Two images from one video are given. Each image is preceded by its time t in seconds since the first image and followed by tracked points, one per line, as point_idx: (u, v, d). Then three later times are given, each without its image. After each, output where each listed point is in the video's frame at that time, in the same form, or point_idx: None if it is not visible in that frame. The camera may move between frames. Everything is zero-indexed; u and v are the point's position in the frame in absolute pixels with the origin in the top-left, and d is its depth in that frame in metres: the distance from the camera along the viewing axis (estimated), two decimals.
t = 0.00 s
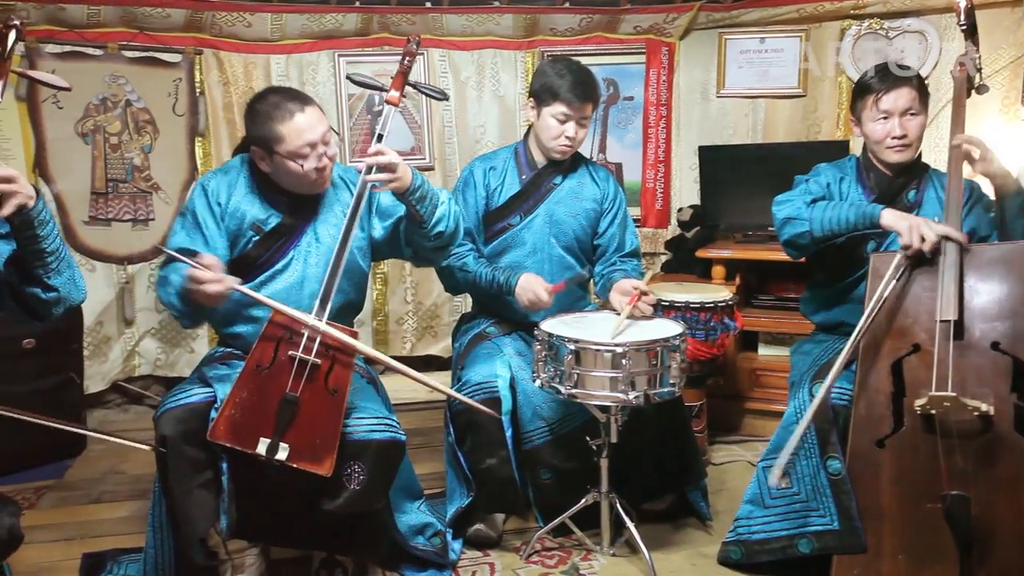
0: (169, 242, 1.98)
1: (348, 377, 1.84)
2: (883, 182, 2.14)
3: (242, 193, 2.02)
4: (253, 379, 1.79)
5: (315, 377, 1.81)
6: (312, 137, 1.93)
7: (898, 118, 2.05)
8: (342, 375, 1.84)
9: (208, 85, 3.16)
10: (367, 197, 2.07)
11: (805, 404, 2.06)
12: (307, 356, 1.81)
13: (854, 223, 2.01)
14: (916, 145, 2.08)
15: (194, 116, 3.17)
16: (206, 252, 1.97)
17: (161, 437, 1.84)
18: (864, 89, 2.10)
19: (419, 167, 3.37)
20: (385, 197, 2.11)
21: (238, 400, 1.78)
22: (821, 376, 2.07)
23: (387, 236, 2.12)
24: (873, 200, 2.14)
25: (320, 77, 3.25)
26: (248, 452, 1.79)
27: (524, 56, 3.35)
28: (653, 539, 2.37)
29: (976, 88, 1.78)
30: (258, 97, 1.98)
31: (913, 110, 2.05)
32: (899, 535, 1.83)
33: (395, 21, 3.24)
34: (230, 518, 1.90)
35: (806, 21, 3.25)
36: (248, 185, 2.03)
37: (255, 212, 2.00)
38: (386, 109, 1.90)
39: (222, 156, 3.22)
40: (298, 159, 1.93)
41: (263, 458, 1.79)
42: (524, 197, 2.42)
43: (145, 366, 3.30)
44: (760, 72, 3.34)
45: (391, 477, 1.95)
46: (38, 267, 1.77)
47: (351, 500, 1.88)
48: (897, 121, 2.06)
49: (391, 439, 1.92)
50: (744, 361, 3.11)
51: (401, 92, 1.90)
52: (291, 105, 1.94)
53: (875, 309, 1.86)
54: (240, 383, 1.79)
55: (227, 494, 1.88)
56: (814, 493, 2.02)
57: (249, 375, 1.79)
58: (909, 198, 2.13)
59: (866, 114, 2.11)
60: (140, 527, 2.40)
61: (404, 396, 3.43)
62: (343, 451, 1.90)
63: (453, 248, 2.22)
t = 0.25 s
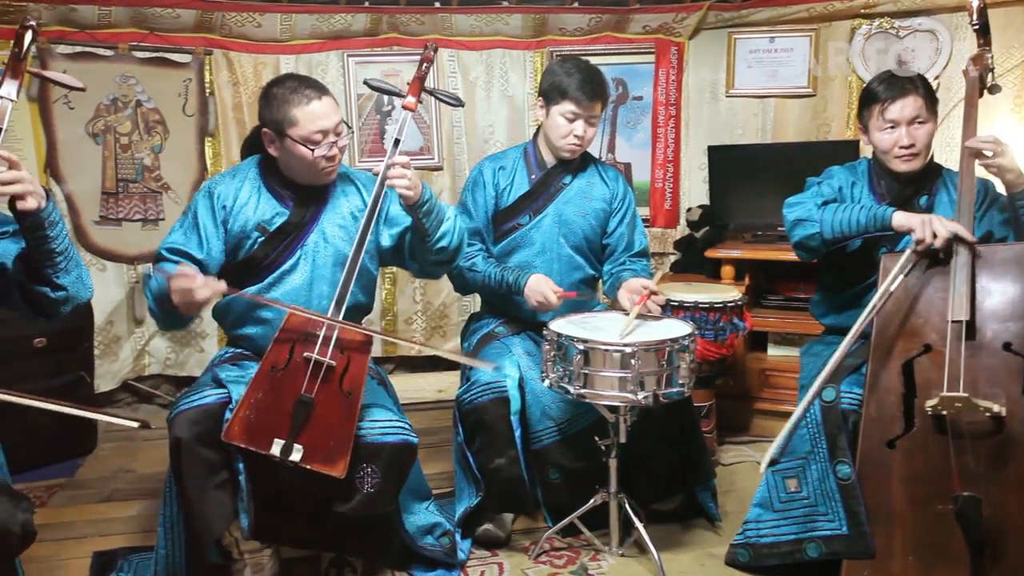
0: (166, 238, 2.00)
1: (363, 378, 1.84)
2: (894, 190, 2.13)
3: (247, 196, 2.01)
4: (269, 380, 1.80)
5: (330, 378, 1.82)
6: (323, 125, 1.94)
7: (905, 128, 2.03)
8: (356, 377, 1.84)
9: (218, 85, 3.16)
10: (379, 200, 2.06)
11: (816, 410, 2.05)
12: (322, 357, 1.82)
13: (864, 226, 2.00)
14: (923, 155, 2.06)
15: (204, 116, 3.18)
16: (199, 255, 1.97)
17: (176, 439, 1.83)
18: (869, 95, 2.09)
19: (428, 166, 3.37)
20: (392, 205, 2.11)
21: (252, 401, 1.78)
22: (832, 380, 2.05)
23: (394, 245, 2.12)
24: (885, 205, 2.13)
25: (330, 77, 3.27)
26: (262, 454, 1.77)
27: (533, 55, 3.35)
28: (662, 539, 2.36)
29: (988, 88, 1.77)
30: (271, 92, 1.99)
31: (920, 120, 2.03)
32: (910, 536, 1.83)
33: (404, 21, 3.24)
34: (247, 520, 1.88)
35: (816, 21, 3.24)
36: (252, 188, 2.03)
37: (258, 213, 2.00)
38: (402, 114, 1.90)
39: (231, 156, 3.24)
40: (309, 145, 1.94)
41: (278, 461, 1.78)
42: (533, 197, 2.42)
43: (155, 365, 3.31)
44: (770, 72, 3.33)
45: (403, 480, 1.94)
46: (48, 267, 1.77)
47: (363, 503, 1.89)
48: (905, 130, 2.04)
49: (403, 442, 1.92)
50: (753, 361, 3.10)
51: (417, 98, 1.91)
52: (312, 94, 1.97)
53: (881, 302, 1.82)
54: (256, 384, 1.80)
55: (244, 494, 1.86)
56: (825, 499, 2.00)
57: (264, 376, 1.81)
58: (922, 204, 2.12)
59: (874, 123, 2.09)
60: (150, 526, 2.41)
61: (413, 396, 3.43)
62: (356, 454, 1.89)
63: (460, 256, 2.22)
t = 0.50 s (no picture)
0: (178, 241, 2.00)
1: (366, 379, 1.83)
2: (907, 188, 2.13)
3: (256, 196, 2.02)
4: (272, 380, 1.81)
5: (332, 379, 1.81)
6: (327, 124, 1.94)
7: (927, 124, 2.02)
8: (359, 377, 1.83)
9: (227, 85, 3.17)
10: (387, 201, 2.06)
11: (823, 408, 2.06)
12: (325, 358, 1.82)
13: (872, 228, 2.00)
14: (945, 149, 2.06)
15: (213, 117, 3.19)
16: (213, 255, 1.97)
17: (180, 439, 1.84)
18: (887, 92, 2.08)
19: (436, 166, 3.37)
20: (403, 202, 2.11)
21: (256, 401, 1.80)
22: (841, 380, 2.06)
23: (408, 240, 2.12)
24: (897, 204, 2.13)
25: (339, 77, 3.27)
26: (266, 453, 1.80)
27: (542, 55, 3.34)
28: (670, 540, 2.36)
29: (1000, 87, 1.76)
30: (284, 91, 1.98)
31: (942, 115, 2.03)
32: (919, 537, 1.82)
33: (412, 21, 3.25)
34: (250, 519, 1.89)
35: (826, 20, 3.24)
36: (262, 187, 2.04)
37: (268, 214, 2.00)
38: (409, 113, 1.90)
39: (240, 155, 3.24)
40: (315, 144, 1.94)
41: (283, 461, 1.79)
42: (542, 197, 2.42)
43: (163, 365, 3.32)
44: (779, 71, 3.33)
45: (407, 479, 1.95)
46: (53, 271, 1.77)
47: (367, 503, 1.89)
48: (926, 126, 2.03)
49: (408, 442, 1.92)
50: (761, 362, 3.09)
51: (423, 97, 1.91)
52: (319, 94, 1.97)
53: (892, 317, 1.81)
54: (259, 384, 1.81)
55: (248, 494, 1.88)
56: (834, 499, 2.02)
57: (268, 376, 1.81)
58: (936, 203, 2.10)
59: (893, 120, 2.07)
60: (159, 524, 2.41)
61: (421, 396, 3.44)
62: (360, 454, 1.90)
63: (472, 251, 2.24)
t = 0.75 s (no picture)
0: (185, 241, 1.99)
1: (378, 378, 1.85)
2: (920, 186, 2.12)
3: (266, 196, 2.02)
4: (285, 379, 1.81)
5: (345, 378, 1.83)
6: (339, 125, 1.95)
7: (945, 126, 2.01)
8: (371, 376, 1.85)
9: (236, 85, 3.19)
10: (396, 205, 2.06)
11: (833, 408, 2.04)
12: (338, 357, 1.83)
13: (882, 225, 1.99)
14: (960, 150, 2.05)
15: (222, 116, 3.19)
16: (219, 256, 1.97)
17: (192, 437, 1.85)
18: (901, 93, 2.06)
19: (444, 166, 3.38)
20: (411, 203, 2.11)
21: (268, 400, 1.79)
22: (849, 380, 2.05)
23: (414, 244, 2.12)
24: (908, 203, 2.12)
25: (347, 77, 3.27)
26: (278, 453, 1.79)
27: (550, 55, 3.34)
28: (679, 540, 2.35)
29: (1011, 87, 1.75)
30: (295, 93, 1.98)
31: (959, 115, 2.02)
32: (928, 538, 1.82)
33: (420, 21, 3.25)
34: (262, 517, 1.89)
35: (834, 19, 3.24)
36: (271, 187, 2.04)
37: (277, 214, 2.01)
38: (420, 113, 1.89)
39: (248, 157, 3.26)
40: (328, 145, 1.94)
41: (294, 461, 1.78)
42: (550, 197, 2.42)
43: (173, 364, 3.34)
44: (788, 71, 3.32)
45: (418, 479, 1.95)
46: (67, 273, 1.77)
47: (379, 502, 1.89)
48: (944, 129, 2.02)
49: (418, 441, 1.92)
50: (770, 362, 3.08)
51: (434, 97, 1.91)
52: (330, 95, 1.98)
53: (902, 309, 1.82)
54: (272, 383, 1.80)
55: (259, 493, 1.87)
56: (843, 499, 2.00)
57: (280, 375, 1.81)
58: (947, 201, 2.10)
59: (909, 122, 2.06)
60: (168, 523, 2.42)
61: (429, 395, 3.44)
62: (372, 453, 1.90)
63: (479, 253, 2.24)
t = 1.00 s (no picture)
0: (196, 238, 2.00)
1: (384, 379, 1.85)
2: (929, 187, 2.11)
3: (275, 195, 2.03)
4: (290, 379, 1.81)
5: (350, 378, 1.82)
6: (349, 125, 1.95)
7: (956, 134, 2.00)
8: (377, 377, 1.84)
9: (244, 85, 3.19)
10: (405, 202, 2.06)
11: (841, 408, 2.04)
12: (344, 357, 1.83)
13: (890, 225, 1.98)
14: (970, 158, 2.04)
15: (230, 117, 3.20)
16: (230, 253, 1.99)
17: (199, 435, 1.85)
18: (914, 97, 2.04)
19: (452, 166, 3.38)
20: (420, 202, 2.11)
21: (274, 399, 1.80)
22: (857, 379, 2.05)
23: (425, 240, 2.12)
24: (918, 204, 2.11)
25: (355, 77, 3.28)
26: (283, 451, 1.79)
27: (558, 54, 3.34)
28: (686, 541, 2.35)
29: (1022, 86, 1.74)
30: (304, 95, 1.99)
31: (971, 124, 2.00)
32: (940, 542, 1.82)
33: (428, 21, 3.25)
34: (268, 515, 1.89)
35: (843, 18, 3.24)
36: (280, 186, 2.04)
37: (287, 213, 2.01)
38: (429, 114, 1.90)
39: (257, 156, 3.25)
40: (338, 146, 1.95)
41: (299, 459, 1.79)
42: (558, 197, 2.42)
43: (181, 364, 3.35)
44: (797, 70, 3.32)
45: (424, 479, 1.96)
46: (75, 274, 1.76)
47: (384, 502, 1.90)
48: (955, 136, 2.01)
49: (424, 441, 1.93)
50: (778, 362, 3.08)
51: (444, 98, 1.91)
52: (340, 95, 1.98)
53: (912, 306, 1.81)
54: (277, 382, 1.81)
55: (266, 491, 1.87)
56: (852, 500, 1.99)
57: (285, 374, 1.81)
58: (956, 204, 2.10)
59: (920, 128, 2.04)
60: (176, 522, 2.43)
61: (436, 395, 3.45)
62: (377, 453, 1.90)
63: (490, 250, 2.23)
